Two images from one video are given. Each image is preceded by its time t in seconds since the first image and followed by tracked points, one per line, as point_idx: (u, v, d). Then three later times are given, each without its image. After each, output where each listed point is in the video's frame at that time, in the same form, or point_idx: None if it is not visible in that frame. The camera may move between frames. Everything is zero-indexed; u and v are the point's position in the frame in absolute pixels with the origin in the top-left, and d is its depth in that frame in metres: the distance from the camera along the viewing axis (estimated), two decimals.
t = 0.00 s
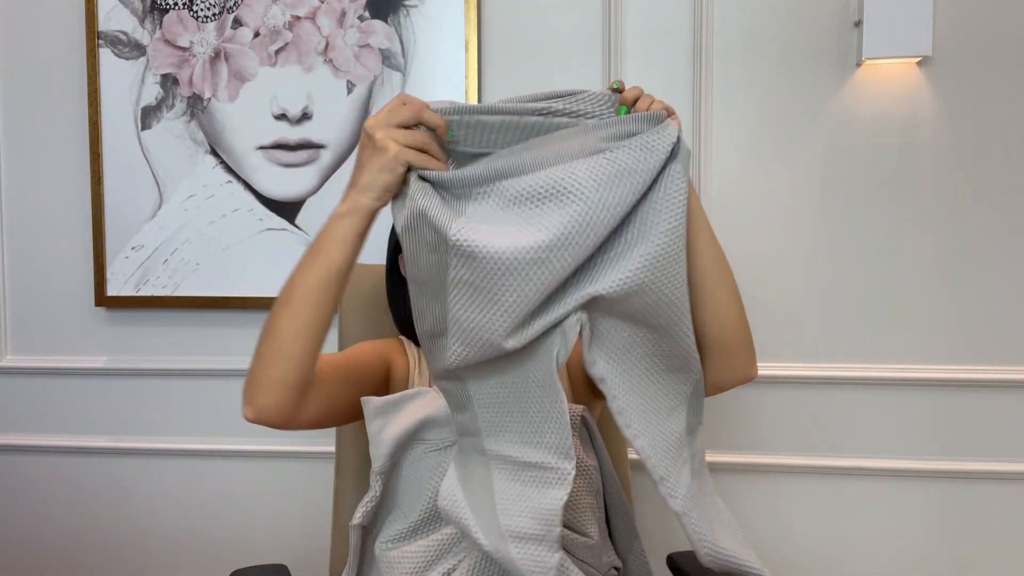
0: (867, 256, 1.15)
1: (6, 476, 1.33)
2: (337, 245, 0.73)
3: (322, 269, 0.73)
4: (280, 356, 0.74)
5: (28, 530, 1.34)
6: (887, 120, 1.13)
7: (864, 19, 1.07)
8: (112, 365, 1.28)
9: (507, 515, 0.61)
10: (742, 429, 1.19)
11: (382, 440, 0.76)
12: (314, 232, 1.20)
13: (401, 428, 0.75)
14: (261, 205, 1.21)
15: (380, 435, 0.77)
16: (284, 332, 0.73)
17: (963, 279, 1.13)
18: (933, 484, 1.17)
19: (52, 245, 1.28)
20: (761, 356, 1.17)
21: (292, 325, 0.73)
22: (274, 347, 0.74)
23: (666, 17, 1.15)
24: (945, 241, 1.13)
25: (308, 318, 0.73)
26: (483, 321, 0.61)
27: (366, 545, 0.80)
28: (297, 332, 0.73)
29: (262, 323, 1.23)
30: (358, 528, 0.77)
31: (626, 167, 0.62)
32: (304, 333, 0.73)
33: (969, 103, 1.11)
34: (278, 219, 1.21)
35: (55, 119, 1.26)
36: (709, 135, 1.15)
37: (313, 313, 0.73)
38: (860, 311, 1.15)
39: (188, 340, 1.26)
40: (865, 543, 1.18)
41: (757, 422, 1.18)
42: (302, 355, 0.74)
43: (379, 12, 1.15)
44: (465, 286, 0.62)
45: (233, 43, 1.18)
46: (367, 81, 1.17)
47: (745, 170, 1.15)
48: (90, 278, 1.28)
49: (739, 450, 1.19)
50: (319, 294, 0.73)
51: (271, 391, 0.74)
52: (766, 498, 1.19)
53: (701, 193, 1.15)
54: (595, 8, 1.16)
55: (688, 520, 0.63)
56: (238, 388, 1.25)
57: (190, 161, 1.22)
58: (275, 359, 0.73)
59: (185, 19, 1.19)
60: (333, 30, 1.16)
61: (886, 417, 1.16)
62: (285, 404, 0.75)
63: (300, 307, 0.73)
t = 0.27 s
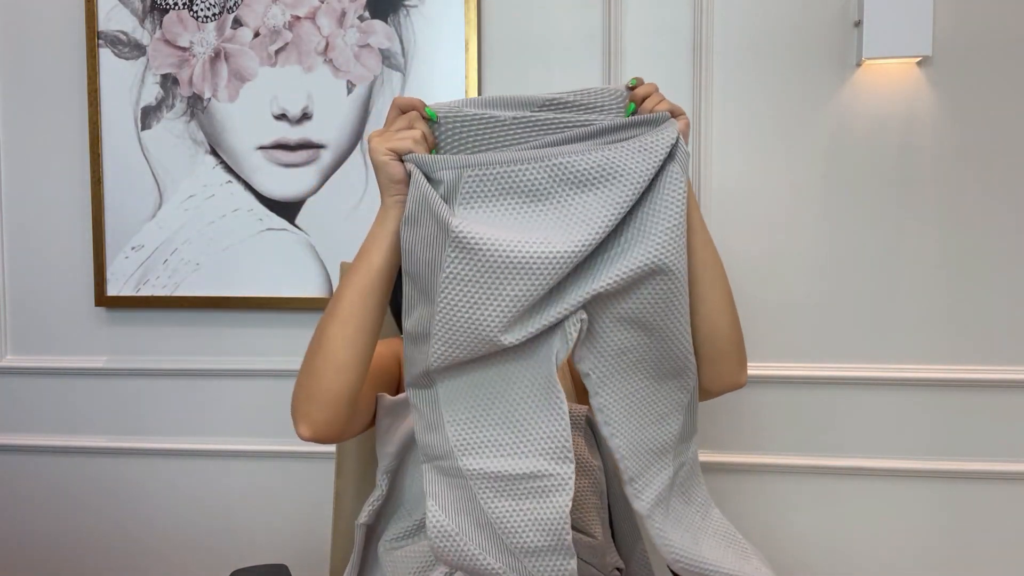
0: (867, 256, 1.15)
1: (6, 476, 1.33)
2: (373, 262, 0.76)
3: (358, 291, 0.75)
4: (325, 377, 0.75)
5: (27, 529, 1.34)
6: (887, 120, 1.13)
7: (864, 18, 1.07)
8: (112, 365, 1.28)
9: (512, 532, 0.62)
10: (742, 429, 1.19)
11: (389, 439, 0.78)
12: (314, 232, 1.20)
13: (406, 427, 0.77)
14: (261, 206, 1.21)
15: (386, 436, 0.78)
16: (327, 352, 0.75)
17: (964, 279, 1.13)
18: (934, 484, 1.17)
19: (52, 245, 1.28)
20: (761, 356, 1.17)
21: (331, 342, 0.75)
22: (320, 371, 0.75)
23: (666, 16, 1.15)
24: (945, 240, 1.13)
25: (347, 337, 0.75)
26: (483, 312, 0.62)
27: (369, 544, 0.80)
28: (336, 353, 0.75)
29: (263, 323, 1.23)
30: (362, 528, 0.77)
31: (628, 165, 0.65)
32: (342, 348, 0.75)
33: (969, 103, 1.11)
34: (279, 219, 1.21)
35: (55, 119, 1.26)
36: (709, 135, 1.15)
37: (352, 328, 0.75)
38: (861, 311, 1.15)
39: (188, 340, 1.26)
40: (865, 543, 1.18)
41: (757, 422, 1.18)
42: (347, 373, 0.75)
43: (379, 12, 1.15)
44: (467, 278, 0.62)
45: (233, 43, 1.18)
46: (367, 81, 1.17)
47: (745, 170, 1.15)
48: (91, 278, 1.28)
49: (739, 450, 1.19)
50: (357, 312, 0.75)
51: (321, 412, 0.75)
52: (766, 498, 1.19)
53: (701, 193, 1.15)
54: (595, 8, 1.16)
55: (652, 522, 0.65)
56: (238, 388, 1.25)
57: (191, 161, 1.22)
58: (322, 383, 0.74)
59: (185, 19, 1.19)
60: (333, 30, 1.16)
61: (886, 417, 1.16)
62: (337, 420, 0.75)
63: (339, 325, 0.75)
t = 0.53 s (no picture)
0: (866, 257, 1.15)
1: (6, 476, 1.33)
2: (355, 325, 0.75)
3: (341, 355, 0.75)
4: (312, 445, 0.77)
5: (28, 529, 1.34)
6: (887, 120, 1.13)
7: (864, 18, 1.07)
8: (112, 365, 1.28)
9: None
10: (742, 429, 1.19)
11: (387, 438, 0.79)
12: (314, 233, 1.20)
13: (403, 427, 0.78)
14: (261, 206, 1.21)
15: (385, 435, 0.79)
16: (313, 422, 0.76)
17: (963, 280, 1.13)
18: (933, 484, 1.17)
19: (52, 245, 1.28)
20: (761, 356, 1.17)
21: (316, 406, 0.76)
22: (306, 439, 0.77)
23: (666, 16, 1.15)
24: (945, 241, 1.13)
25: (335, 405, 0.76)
26: (456, 386, 0.62)
27: (365, 543, 0.80)
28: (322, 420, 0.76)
29: (263, 323, 1.23)
30: (358, 526, 0.77)
31: (609, 243, 0.64)
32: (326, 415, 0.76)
33: (969, 103, 1.11)
34: (279, 219, 1.21)
35: (55, 119, 1.26)
36: (709, 135, 1.15)
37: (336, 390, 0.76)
38: (860, 312, 1.15)
39: (188, 341, 1.26)
40: (864, 543, 1.18)
41: (757, 422, 1.18)
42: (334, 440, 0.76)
43: (379, 12, 1.15)
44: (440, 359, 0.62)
45: (233, 43, 1.18)
46: (367, 81, 1.17)
47: (745, 170, 1.16)
48: (91, 278, 1.28)
49: (739, 450, 1.19)
50: (342, 378, 0.76)
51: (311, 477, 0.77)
52: (766, 498, 1.19)
53: (701, 193, 1.15)
54: (595, 8, 1.16)
55: None
56: (238, 388, 1.25)
57: (190, 161, 1.22)
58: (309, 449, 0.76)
59: (185, 19, 1.19)
60: (333, 30, 1.16)
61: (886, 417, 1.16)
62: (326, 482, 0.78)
63: (324, 394, 0.76)
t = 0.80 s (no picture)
0: (866, 257, 1.15)
1: (6, 476, 1.33)
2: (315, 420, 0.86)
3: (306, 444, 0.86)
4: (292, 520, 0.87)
5: (27, 530, 1.34)
6: (886, 120, 1.13)
7: (864, 18, 1.07)
8: (112, 365, 1.28)
9: None
10: (742, 430, 1.19)
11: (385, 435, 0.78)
12: (314, 233, 1.20)
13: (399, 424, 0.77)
14: (261, 206, 1.21)
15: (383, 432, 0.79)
16: (291, 508, 0.87)
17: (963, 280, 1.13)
18: (934, 484, 1.17)
19: (52, 245, 1.28)
20: (761, 356, 1.17)
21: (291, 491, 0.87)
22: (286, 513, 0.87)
23: (666, 17, 1.15)
24: (944, 241, 1.13)
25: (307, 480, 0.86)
26: (413, 451, 0.70)
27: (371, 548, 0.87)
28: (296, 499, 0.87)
29: (263, 323, 1.23)
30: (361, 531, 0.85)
31: (559, 380, 0.73)
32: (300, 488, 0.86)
33: (969, 103, 1.11)
34: (279, 219, 1.21)
35: (55, 119, 1.26)
36: (709, 135, 1.15)
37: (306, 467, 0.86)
38: (860, 312, 1.15)
39: (188, 341, 1.26)
40: (864, 544, 1.18)
41: (757, 422, 1.18)
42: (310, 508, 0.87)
43: (379, 13, 1.15)
44: (387, 462, 0.70)
45: (233, 43, 1.18)
46: (367, 81, 1.17)
47: (745, 170, 1.15)
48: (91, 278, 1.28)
49: (740, 450, 1.19)
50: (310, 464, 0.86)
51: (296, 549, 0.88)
52: (766, 499, 1.19)
53: (701, 193, 1.15)
54: (595, 8, 1.16)
55: None
56: (238, 388, 1.25)
57: (191, 161, 1.22)
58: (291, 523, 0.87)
59: (185, 19, 1.19)
60: (333, 30, 1.16)
61: (886, 417, 1.16)
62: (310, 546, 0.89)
63: (295, 481, 0.87)
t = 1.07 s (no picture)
0: (866, 257, 1.15)
1: (6, 476, 1.33)
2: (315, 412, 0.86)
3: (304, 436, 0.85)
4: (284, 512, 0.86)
5: (28, 529, 1.34)
6: (887, 120, 1.13)
7: (864, 18, 1.07)
8: (112, 365, 1.28)
9: None
10: (742, 430, 1.19)
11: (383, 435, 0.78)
12: (314, 233, 1.20)
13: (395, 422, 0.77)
14: (261, 206, 1.21)
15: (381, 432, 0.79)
16: (284, 500, 0.86)
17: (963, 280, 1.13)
18: (934, 484, 1.17)
19: (52, 245, 1.28)
20: (761, 356, 1.17)
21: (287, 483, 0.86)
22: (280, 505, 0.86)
23: (666, 17, 1.15)
24: (945, 241, 1.13)
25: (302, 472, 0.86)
26: (411, 441, 0.70)
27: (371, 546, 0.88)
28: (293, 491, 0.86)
29: (263, 323, 1.24)
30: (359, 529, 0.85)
31: (557, 373, 0.74)
32: (296, 481, 0.86)
33: (969, 103, 1.11)
34: (279, 219, 1.21)
35: (55, 119, 1.26)
36: (709, 135, 1.15)
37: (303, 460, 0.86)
38: (860, 313, 1.15)
39: (188, 341, 1.26)
40: (865, 544, 1.18)
41: (757, 422, 1.18)
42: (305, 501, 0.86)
43: (379, 12, 1.15)
44: (387, 446, 0.70)
45: (233, 43, 1.18)
46: (367, 81, 1.17)
47: (745, 170, 1.15)
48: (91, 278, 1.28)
49: (739, 450, 1.19)
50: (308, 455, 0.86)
51: (288, 543, 0.88)
52: (766, 499, 1.19)
53: (701, 193, 1.15)
54: (595, 8, 1.16)
55: None
56: (238, 388, 1.25)
57: (191, 161, 1.22)
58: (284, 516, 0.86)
59: (185, 19, 1.19)
60: (333, 30, 1.16)
61: (886, 417, 1.16)
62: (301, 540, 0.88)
63: (292, 471, 0.86)
